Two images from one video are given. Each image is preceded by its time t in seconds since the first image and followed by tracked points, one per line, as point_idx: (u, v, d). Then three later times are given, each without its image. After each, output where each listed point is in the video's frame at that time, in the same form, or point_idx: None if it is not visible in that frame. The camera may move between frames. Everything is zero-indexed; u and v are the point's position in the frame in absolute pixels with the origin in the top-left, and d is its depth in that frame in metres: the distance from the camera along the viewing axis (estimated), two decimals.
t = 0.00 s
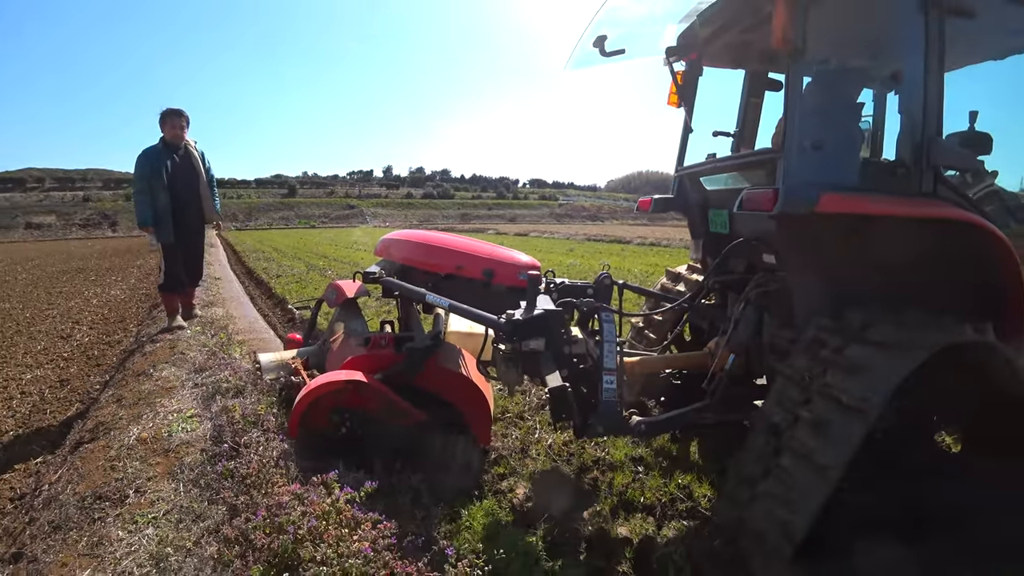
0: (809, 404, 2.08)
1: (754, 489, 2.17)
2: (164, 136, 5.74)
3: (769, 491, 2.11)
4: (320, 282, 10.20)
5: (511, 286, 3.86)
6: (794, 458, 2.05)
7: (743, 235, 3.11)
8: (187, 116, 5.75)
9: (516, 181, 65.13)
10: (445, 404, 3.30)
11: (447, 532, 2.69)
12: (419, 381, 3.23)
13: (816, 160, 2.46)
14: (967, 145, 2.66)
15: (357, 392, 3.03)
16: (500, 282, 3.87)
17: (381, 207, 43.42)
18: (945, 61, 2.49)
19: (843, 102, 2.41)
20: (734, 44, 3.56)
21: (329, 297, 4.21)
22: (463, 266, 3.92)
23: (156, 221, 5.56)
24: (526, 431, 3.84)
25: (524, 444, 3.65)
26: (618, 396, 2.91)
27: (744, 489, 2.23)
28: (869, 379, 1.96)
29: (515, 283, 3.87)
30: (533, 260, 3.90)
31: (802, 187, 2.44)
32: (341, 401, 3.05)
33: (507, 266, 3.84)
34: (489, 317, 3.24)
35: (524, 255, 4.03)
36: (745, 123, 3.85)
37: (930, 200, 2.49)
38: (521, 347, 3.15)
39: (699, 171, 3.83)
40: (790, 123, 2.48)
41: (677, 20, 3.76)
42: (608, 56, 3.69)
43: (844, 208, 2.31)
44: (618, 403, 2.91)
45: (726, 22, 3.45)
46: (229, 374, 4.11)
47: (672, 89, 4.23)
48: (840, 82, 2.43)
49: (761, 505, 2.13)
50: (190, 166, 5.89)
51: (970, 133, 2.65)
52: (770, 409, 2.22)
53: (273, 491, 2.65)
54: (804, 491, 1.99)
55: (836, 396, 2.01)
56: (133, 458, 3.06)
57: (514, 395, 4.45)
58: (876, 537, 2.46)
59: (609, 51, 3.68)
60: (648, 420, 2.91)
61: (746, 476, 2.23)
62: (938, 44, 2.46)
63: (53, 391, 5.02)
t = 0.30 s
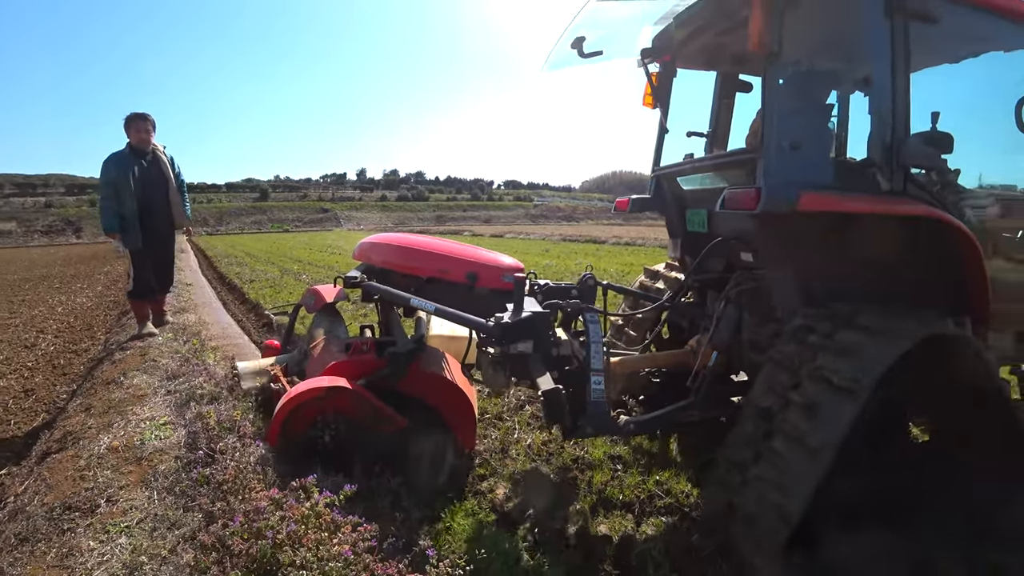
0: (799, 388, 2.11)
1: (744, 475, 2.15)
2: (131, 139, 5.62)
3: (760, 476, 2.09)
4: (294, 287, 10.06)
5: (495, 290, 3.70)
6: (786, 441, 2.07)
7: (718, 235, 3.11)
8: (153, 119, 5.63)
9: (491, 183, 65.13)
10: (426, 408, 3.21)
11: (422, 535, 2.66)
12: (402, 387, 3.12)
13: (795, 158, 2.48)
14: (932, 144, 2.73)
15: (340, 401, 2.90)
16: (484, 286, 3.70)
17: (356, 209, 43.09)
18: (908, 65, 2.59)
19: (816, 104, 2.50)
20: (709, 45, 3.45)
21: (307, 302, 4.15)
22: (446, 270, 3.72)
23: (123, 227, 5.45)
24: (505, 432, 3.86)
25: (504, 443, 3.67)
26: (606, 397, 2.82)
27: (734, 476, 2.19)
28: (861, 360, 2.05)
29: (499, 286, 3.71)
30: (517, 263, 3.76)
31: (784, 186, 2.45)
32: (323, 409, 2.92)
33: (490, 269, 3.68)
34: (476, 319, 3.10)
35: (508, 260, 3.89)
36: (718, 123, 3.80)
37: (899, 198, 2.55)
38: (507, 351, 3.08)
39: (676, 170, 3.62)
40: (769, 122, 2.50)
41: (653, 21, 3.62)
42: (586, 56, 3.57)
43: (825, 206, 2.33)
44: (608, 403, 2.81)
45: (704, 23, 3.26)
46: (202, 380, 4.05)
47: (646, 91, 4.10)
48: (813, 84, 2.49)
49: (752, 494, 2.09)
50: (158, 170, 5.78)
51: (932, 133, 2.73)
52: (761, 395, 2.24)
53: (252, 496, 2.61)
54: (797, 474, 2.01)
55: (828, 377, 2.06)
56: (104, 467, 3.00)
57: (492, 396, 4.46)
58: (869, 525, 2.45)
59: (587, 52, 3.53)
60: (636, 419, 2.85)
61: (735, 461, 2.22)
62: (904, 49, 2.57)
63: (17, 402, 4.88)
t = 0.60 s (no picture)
0: (811, 371, 2.17)
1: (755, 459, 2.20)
2: (127, 125, 5.58)
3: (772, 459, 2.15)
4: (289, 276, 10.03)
5: (502, 282, 3.57)
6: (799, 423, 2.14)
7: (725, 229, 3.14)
8: (149, 104, 5.59)
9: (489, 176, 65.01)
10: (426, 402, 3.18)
11: (415, 526, 2.66)
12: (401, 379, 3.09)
13: (806, 157, 2.51)
14: (935, 147, 2.73)
15: (338, 392, 2.86)
16: (490, 278, 3.57)
17: (352, 200, 42.94)
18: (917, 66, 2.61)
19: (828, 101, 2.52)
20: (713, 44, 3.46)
21: (306, 292, 4.13)
22: (451, 261, 3.63)
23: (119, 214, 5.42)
24: (502, 423, 3.87)
25: (501, 435, 3.69)
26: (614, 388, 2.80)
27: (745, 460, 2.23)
28: (871, 346, 2.11)
29: (507, 279, 3.56)
30: (525, 254, 3.59)
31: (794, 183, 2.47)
32: (322, 400, 2.89)
33: (496, 261, 3.54)
34: (486, 311, 2.97)
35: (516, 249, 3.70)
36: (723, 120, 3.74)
37: (905, 197, 2.55)
38: (516, 344, 2.93)
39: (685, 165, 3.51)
40: (780, 120, 2.51)
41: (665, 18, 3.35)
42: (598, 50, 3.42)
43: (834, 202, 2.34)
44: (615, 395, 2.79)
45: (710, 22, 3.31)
46: (199, 368, 4.04)
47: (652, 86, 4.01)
48: (825, 82, 2.50)
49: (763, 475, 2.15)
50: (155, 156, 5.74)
51: (936, 135, 2.72)
52: (770, 379, 2.30)
53: (250, 483, 2.61)
54: (809, 455, 2.06)
55: (840, 360, 2.12)
56: (101, 453, 2.99)
57: (489, 388, 4.47)
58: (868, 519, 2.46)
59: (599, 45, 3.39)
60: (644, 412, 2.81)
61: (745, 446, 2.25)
62: (913, 54, 2.57)
63: (11, 387, 4.85)
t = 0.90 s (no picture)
0: (819, 363, 2.13)
1: (761, 451, 2.16)
2: (125, 111, 5.54)
3: (778, 450, 2.10)
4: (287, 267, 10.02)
5: (505, 276, 3.51)
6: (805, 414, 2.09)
7: (729, 229, 3.06)
8: (147, 89, 5.54)
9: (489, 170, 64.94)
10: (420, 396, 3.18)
11: (404, 521, 2.68)
12: (395, 373, 3.08)
13: (814, 158, 2.45)
14: (941, 152, 2.75)
15: (328, 386, 2.86)
16: (494, 272, 3.51)
17: (353, 192, 42.87)
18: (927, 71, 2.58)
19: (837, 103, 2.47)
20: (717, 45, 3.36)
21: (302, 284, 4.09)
22: (453, 254, 3.55)
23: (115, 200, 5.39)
24: (495, 418, 3.87)
25: (493, 429, 3.69)
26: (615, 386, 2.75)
27: (749, 451, 2.20)
28: (881, 342, 2.09)
29: (511, 274, 3.49)
30: (528, 248, 3.53)
31: (802, 184, 2.42)
32: (311, 395, 2.88)
33: (500, 255, 3.48)
34: (491, 306, 2.94)
35: (518, 243, 3.65)
36: (727, 120, 3.65)
37: (911, 202, 2.56)
38: (520, 339, 2.92)
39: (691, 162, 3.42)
40: (790, 121, 2.46)
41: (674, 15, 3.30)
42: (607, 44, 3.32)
43: (841, 205, 2.31)
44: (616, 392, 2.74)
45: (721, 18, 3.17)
46: (193, 357, 4.02)
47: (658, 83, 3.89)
48: (835, 83, 2.46)
49: (770, 467, 2.11)
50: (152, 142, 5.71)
51: (942, 140, 2.74)
52: (776, 370, 2.25)
53: (239, 473, 2.60)
54: (815, 447, 2.04)
55: (851, 352, 2.09)
56: (91, 441, 2.99)
57: (483, 382, 4.47)
58: (866, 517, 2.50)
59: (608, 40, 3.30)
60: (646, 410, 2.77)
61: (751, 437, 2.21)
62: (923, 56, 2.55)
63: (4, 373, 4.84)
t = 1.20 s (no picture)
0: (829, 349, 2.16)
1: (771, 435, 2.19)
2: (119, 103, 5.51)
3: (788, 434, 2.14)
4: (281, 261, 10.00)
5: (509, 272, 3.45)
6: (814, 398, 2.13)
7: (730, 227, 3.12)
8: (142, 80, 5.51)
9: (485, 165, 64.86)
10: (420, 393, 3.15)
11: (398, 515, 2.67)
12: (396, 370, 3.07)
13: (819, 157, 2.48)
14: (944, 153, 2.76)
15: (331, 381, 2.85)
16: (499, 268, 3.45)
17: (348, 185, 42.75)
18: (931, 70, 2.59)
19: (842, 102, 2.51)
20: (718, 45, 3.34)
21: (300, 279, 4.06)
22: (457, 250, 3.48)
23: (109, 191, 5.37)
24: (489, 412, 3.88)
25: (488, 424, 3.71)
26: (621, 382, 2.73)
27: (759, 435, 2.23)
28: (887, 334, 2.12)
29: (516, 269, 3.44)
30: (533, 244, 3.48)
31: (807, 183, 2.44)
32: (314, 391, 2.86)
33: (505, 250, 3.42)
34: (498, 303, 2.94)
35: (522, 239, 3.60)
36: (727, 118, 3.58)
37: (913, 202, 2.57)
38: (528, 335, 2.96)
39: (692, 159, 3.35)
40: (795, 120, 2.48)
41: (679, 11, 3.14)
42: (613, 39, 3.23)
43: (847, 206, 2.30)
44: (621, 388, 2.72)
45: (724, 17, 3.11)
46: (187, 350, 4.02)
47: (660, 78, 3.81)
48: (838, 84, 2.48)
49: (780, 451, 2.13)
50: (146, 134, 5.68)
51: (943, 142, 2.76)
52: (785, 355, 2.26)
53: (234, 467, 2.61)
54: (827, 431, 2.06)
55: (861, 339, 2.11)
56: (85, 433, 2.98)
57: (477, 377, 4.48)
58: (863, 512, 2.54)
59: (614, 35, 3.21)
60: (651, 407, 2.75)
61: (760, 422, 2.25)
62: (927, 57, 2.56)
63: None
